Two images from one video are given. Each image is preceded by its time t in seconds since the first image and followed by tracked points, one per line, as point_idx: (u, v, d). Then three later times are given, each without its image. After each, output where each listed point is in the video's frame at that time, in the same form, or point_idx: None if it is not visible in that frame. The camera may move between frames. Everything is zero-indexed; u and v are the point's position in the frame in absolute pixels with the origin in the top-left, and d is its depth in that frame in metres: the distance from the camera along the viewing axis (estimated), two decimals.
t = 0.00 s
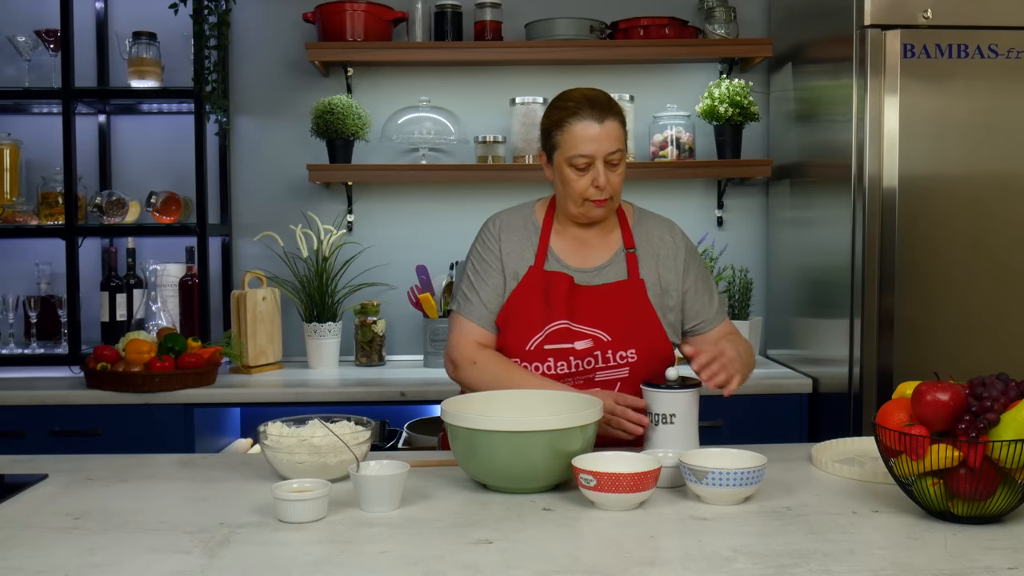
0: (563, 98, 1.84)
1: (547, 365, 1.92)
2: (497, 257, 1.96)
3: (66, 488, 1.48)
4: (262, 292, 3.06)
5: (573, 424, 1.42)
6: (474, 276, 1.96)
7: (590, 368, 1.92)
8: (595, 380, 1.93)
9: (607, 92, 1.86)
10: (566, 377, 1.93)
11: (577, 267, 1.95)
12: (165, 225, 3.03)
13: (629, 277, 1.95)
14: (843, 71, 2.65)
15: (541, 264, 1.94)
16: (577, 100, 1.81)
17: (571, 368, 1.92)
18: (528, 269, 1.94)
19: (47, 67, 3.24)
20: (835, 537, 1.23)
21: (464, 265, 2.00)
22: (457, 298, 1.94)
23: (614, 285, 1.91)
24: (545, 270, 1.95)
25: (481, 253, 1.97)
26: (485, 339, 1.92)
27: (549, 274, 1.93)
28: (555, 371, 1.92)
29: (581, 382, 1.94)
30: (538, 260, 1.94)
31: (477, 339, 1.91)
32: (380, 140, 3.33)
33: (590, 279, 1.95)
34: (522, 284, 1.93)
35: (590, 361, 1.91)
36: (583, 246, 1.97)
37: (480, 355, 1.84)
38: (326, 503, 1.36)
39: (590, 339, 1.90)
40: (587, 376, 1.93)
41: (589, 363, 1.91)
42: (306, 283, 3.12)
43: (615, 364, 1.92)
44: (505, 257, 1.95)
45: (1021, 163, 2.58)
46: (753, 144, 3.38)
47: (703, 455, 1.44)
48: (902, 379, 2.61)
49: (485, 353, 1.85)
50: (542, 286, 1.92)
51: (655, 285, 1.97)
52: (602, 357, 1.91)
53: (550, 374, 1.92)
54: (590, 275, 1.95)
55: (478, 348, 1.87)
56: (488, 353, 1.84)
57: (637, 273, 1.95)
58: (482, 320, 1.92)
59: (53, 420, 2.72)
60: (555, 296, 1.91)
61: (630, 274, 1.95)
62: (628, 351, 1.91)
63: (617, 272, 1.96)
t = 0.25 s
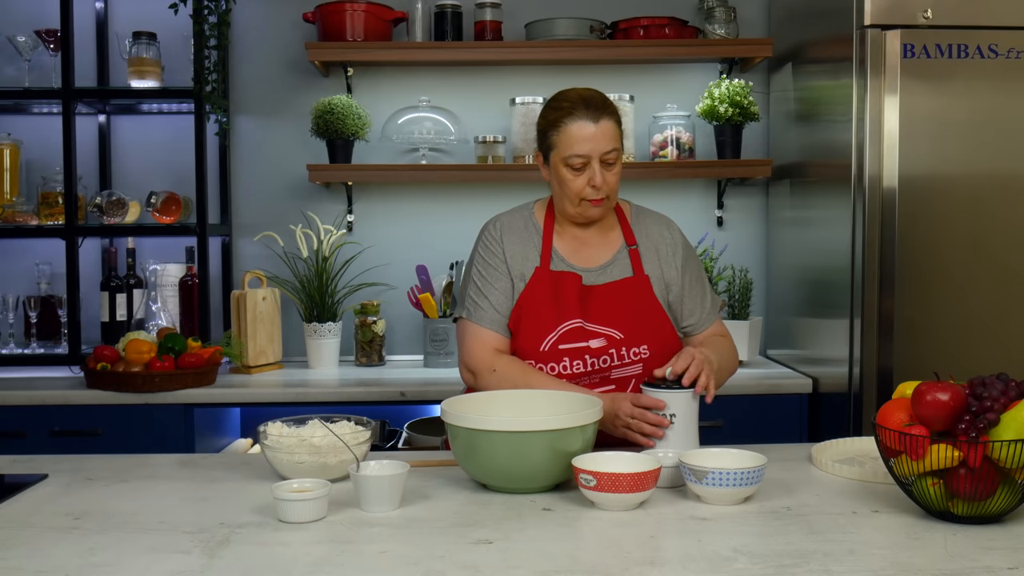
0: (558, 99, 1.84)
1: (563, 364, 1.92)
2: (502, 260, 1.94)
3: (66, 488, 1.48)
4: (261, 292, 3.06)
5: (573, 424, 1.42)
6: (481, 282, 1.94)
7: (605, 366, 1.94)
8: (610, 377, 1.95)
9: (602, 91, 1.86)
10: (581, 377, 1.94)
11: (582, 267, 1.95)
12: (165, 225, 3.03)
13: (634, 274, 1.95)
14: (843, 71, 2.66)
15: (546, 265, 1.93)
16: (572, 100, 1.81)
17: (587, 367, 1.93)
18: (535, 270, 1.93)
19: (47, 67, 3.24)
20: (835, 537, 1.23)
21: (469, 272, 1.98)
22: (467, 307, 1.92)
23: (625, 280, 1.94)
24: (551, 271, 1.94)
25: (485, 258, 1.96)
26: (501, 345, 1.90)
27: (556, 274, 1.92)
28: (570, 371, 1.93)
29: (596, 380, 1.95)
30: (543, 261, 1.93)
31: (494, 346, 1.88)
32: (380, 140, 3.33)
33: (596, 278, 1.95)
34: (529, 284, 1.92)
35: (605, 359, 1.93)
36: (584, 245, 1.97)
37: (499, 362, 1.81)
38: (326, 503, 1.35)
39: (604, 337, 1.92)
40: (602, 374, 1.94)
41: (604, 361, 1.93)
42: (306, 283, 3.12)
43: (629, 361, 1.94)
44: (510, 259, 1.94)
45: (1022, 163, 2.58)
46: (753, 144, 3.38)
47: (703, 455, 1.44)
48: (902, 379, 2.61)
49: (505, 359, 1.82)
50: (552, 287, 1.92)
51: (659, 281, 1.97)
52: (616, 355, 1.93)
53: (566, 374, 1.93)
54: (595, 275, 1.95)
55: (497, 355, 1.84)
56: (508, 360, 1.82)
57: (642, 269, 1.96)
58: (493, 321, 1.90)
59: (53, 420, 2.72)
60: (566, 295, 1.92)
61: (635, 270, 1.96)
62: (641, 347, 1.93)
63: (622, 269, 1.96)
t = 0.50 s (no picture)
0: (558, 100, 1.84)
1: (565, 364, 1.92)
2: (503, 260, 1.94)
3: (66, 488, 1.48)
4: (261, 292, 3.06)
5: (573, 424, 1.42)
6: (482, 282, 1.94)
7: (608, 366, 1.94)
8: (613, 377, 1.95)
9: (602, 92, 1.86)
10: (584, 377, 1.94)
11: (583, 267, 1.95)
12: (165, 225, 3.03)
13: (635, 273, 1.95)
14: (843, 71, 2.66)
15: (547, 265, 1.93)
16: (572, 102, 1.81)
17: (590, 367, 1.93)
18: (535, 270, 1.93)
19: (47, 67, 3.24)
20: (835, 537, 1.23)
21: (471, 272, 1.98)
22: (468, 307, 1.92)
23: (626, 279, 1.94)
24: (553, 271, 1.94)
25: (486, 258, 1.96)
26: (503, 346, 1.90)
27: (558, 274, 1.92)
28: (573, 371, 1.93)
29: (599, 380, 1.95)
30: (544, 261, 1.93)
31: (495, 346, 1.88)
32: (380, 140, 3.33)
33: (598, 278, 1.95)
34: (530, 284, 1.92)
35: (608, 358, 1.93)
36: (585, 245, 1.96)
37: (501, 363, 1.82)
38: (326, 503, 1.36)
39: (607, 337, 1.92)
40: (605, 373, 1.94)
41: (607, 361, 1.93)
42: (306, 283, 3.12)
43: (631, 361, 1.94)
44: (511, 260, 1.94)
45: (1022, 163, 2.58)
46: (753, 143, 3.38)
47: (704, 456, 1.44)
48: (902, 379, 2.61)
49: (506, 360, 1.82)
50: (553, 287, 1.92)
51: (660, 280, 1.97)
52: (619, 354, 1.93)
53: (569, 374, 1.93)
54: (597, 275, 1.94)
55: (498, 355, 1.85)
56: (509, 360, 1.82)
57: (643, 268, 1.96)
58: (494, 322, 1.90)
59: (53, 420, 2.72)
60: (567, 295, 1.92)
61: (636, 270, 1.96)
62: (643, 347, 1.93)
63: (624, 269, 1.96)
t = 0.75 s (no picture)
0: (560, 100, 1.84)
1: (565, 363, 1.92)
2: (504, 259, 1.94)
3: (66, 488, 1.48)
4: (261, 292, 3.06)
5: (573, 424, 1.42)
6: (482, 281, 1.94)
7: (608, 365, 1.93)
8: (613, 376, 1.94)
9: (605, 92, 1.86)
10: (583, 377, 1.94)
11: (584, 266, 1.95)
12: (165, 225, 3.03)
13: (636, 273, 1.95)
14: (843, 71, 2.66)
15: (547, 265, 1.93)
16: (576, 101, 1.81)
17: (590, 366, 1.92)
18: (536, 270, 1.93)
19: (47, 67, 3.24)
20: (835, 537, 1.22)
21: (471, 270, 1.98)
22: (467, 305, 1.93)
23: (627, 279, 1.94)
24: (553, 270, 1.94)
25: (486, 256, 1.96)
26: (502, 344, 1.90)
27: (557, 274, 1.92)
28: (573, 370, 1.92)
29: (599, 379, 1.95)
30: (544, 260, 1.94)
31: (495, 344, 1.88)
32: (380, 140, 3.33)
33: (599, 277, 1.94)
34: (530, 284, 1.92)
35: (608, 357, 1.92)
36: (587, 245, 1.96)
37: (501, 362, 1.82)
38: (326, 503, 1.35)
39: (606, 336, 1.91)
40: (605, 373, 1.94)
41: (607, 360, 1.92)
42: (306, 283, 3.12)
43: (631, 360, 1.93)
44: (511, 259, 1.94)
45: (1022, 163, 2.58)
46: (753, 143, 3.38)
47: (704, 456, 1.44)
48: (902, 379, 2.61)
49: (506, 359, 1.82)
50: (554, 286, 1.92)
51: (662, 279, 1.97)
52: (619, 354, 1.92)
53: (569, 373, 1.92)
54: (597, 274, 1.94)
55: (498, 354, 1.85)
56: (509, 359, 1.82)
57: (644, 268, 1.96)
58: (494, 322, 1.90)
59: (53, 420, 2.72)
60: (567, 294, 1.92)
61: (636, 270, 1.96)
62: (643, 346, 1.93)
63: (624, 268, 1.96)
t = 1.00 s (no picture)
0: (565, 101, 1.84)
1: (559, 363, 1.92)
2: (499, 257, 1.95)
3: (67, 488, 1.48)
4: (261, 292, 3.06)
5: (573, 424, 1.42)
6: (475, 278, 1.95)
7: (603, 365, 1.93)
8: (608, 376, 1.94)
9: (610, 93, 1.85)
10: (578, 377, 1.94)
11: (583, 265, 1.95)
12: (165, 225, 3.03)
13: (635, 274, 1.96)
14: (843, 71, 2.66)
15: (545, 265, 1.93)
16: (581, 103, 1.80)
17: (584, 366, 1.93)
18: (532, 270, 1.94)
19: (47, 67, 3.24)
20: (835, 537, 1.22)
21: (466, 267, 1.99)
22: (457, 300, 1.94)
23: (626, 279, 1.94)
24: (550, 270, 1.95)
25: (481, 254, 1.97)
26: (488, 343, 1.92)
27: (554, 274, 1.93)
28: (567, 369, 1.93)
29: (594, 379, 1.94)
30: (541, 261, 1.94)
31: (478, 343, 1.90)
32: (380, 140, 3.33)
33: (597, 277, 1.95)
34: (527, 286, 1.92)
35: (602, 357, 1.92)
36: (587, 244, 1.96)
37: (481, 361, 1.84)
38: (327, 503, 1.35)
39: (601, 335, 1.91)
40: (600, 373, 1.94)
41: (601, 359, 1.92)
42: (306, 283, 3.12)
43: (626, 360, 1.93)
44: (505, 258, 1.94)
45: (1022, 163, 2.58)
46: (753, 144, 3.38)
47: (704, 456, 1.44)
48: (902, 378, 2.61)
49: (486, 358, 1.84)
50: (549, 285, 1.93)
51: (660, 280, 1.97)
52: (613, 354, 1.92)
53: (563, 372, 1.93)
54: (596, 273, 1.95)
55: (480, 353, 1.86)
56: (489, 359, 1.84)
57: (643, 269, 1.96)
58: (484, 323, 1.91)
59: (53, 421, 2.72)
60: (562, 294, 1.92)
61: (635, 270, 1.96)
62: (639, 346, 1.93)
63: (624, 268, 1.96)
